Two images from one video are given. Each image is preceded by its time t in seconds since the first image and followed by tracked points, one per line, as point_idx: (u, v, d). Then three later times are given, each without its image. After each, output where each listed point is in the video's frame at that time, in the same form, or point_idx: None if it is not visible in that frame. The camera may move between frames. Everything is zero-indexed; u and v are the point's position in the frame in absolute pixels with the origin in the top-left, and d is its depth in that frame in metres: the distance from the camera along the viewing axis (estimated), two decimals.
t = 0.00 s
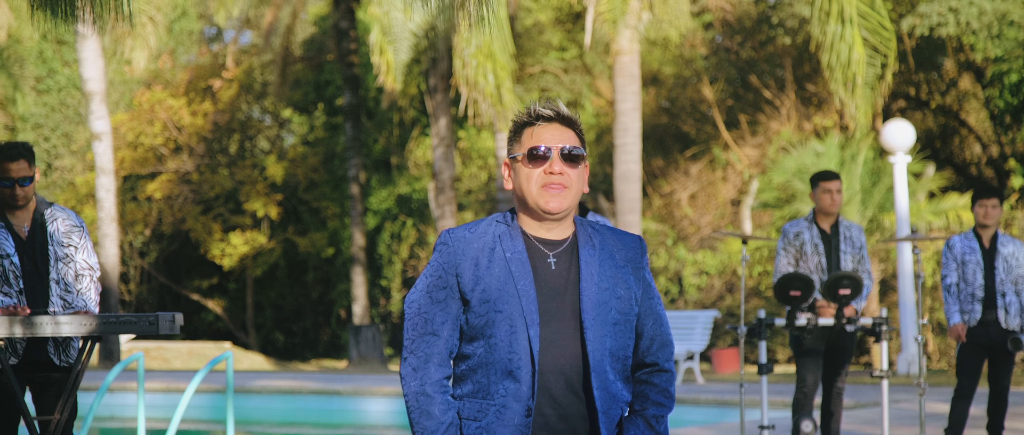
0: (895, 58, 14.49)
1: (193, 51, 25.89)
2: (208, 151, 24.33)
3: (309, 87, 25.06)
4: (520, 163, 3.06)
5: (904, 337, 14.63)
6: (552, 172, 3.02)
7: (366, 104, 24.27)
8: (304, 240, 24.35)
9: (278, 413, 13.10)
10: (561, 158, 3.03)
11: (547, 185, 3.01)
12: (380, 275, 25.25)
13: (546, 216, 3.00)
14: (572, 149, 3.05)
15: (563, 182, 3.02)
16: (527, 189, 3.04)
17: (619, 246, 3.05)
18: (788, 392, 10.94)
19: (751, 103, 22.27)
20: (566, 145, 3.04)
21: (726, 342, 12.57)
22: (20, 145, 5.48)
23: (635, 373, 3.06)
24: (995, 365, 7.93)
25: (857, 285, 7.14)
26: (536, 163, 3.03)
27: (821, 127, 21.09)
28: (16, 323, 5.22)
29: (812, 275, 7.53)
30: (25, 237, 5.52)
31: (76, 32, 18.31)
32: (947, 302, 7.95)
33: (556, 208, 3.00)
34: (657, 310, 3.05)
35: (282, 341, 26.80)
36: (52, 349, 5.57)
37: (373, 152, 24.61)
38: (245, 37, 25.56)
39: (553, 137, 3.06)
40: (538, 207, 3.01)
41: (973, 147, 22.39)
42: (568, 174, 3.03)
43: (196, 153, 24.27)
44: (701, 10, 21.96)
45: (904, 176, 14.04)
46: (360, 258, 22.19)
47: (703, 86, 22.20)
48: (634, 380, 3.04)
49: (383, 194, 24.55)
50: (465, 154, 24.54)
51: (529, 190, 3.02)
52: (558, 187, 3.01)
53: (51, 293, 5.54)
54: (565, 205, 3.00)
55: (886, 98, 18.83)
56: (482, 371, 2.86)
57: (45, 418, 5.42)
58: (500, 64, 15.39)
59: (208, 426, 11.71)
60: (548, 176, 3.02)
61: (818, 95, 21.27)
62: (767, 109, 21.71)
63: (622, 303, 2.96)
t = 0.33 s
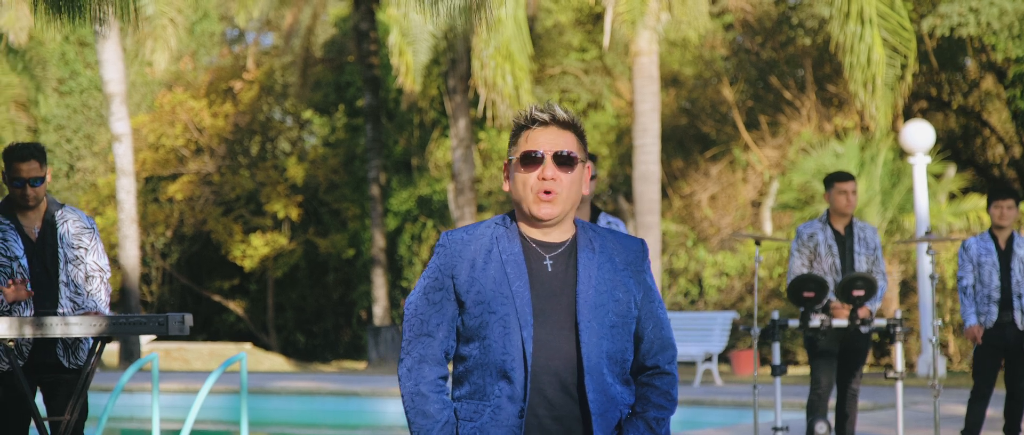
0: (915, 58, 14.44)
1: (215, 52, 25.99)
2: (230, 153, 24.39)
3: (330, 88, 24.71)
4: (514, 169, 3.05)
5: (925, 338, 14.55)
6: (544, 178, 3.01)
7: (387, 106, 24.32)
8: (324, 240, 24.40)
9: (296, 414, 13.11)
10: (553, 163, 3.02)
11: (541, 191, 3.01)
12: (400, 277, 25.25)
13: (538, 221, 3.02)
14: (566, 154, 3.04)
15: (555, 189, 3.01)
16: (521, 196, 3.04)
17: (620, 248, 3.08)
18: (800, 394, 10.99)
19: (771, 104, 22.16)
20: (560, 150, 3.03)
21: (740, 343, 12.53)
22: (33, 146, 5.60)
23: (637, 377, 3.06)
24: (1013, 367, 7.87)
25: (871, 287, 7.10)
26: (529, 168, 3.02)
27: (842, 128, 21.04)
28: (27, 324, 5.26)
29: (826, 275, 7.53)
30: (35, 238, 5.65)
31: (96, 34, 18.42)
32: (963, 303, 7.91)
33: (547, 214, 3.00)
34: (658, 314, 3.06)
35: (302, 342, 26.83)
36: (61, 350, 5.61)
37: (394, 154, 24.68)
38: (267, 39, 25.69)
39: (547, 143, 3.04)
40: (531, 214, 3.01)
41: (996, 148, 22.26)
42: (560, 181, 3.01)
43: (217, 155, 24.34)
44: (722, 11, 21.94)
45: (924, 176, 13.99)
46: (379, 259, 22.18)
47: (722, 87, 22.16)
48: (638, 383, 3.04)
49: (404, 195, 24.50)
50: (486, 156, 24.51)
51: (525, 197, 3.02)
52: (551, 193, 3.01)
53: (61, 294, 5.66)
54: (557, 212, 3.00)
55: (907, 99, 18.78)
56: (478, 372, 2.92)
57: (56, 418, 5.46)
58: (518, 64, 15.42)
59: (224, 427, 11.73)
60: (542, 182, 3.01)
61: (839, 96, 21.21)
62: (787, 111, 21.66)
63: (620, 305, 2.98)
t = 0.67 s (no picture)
0: (945, 60, 14.40)
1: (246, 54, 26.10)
2: (261, 154, 24.45)
3: (359, 91, 24.77)
4: (501, 171, 3.20)
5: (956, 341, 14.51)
6: (527, 175, 3.15)
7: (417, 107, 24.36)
8: (354, 242, 24.45)
9: (323, 414, 13.13)
10: (536, 159, 3.15)
11: (527, 191, 3.14)
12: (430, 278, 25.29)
13: (531, 219, 3.15)
14: (547, 149, 3.17)
15: (541, 185, 3.14)
16: (510, 197, 3.18)
17: (621, 242, 3.21)
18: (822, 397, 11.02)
19: (801, 106, 22.08)
20: (539, 146, 3.17)
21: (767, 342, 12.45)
22: (54, 146, 5.75)
23: (642, 371, 3.17)
24: None
25: (895, 287, 7.06)
26: (513, 169, 3.16)
27: (872, 129, 20.98)
28: (49, 323, 5.32)
29: (851, 276, 7.51)
30: (57, 239, 5.76)
31: (126, 36, 18.54)
32: (990, 305, 7.84)
33: (538, 211, 3.13)
34: (662, 306, 3.18)
35: (333, 343, 26.86)
36: (83, 350, 5.65)
37: (423, 155, 24.74)
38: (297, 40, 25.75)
39: (528, 141, 3.18)
40: (523, 214, 3.14)
41: None
42: (545, 176, 3.14)
43: (247, 157, 24.44)
44: (752, 12, 21.90)
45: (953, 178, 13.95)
46: (409, 261, 22.19)
47: (752, 89, 22.07)
48: (643, 377, 3.15)
49: (434, 197, 24.46)
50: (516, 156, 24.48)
51: (513, 197, 3.15)
52: (536, 192, 3.14)
53: (83, 294, 5.78)
54: (546, 208, 3.13)
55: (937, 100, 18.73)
56: (485, 371, 3.05)
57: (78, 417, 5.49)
58: (546, 66, 15.44)
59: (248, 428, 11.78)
60: (526, 181, 3.14)
61: (870, 97, 21.15)
62: (818, 112, 21.61)
63: (624, 299, 3.12)
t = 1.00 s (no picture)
0: (985, 59, 14.29)
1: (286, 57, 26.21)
2: (301, 156, 24.51)
3: (399, 92, 24.64)
4: (519, 171, 3.17)
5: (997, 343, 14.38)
6: (551, 177, 3.13)
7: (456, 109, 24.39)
8: (393, 243, 24.47)
9: (359, 414, 13.13)
10: (559, 161, 3.13)
11: (550, 190, 3.13)
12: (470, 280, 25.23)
13: (549, 215, 3.14)
14: (568, 149, 3.15)
15: (567, 183, 3.13)
16: (530, 196, 3.16)
17: (630, 238, 3.20)
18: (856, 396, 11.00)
19: (841, 106, 21.94)
20: (562, 147, 3.14)
21: (797, 341, 12.44)
22: (86, 144, 5.82)
23: (654, 365, 3.17)
24: None
25: (927, 287, 6.99)
26: (536, 169, 3.13)
27: (913, 130, 20.84)
28: (78, 321, 5.37)
29: (883, 276, 7.47)
30: (86, 238, 5.82)
31: (166, 38, 18.74)
32: None
33: (564, 206, 3.12)
34: (673, 300, 3.17)
35: (373, 345, 26.71)
36: (112, 348, 5.69)
37: (462, 157, 24.74)
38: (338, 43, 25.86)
39: (548, 141, 3.15)
40: (544, 210, 3.14)
41: None
42: (570, 177, 3.14)
43: (287, 158, 24.53)
44: (791, 13, 21.85)
45: (994, 178, 13.82)
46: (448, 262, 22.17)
47: (791, 89, 21.95)
48: (655, 371, 3.15)
49: (473, 198, 24.45)
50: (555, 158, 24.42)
51: (533, 196, 3.14)
52: (562, 188, 3.13)
53: (112, 292, 5.81)
54: (571, 205, 3.13)
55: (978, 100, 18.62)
56: (501, 371, 3.03)
57: (106, 416, 5.53)
58: (583, 67, 15.45)
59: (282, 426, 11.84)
60: (548, 181, 3.13)
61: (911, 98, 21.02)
62: (858, 112, 21.48)
63: (637, 294, 3.11)
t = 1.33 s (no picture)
0: None
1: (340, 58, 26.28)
2: (354, 156, 24.59)
3: (452, 92, 24.49)
4: (557, 168, 3.18)
5: None
6: (592, 177, 3.14)
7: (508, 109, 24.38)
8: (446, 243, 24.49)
9: (410, 416, 13.08)
10: (598, 159, 3.14)
11: (589, 190, 3.14)
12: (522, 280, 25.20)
13: (587, 218, 3.15)
14: (607, 148, 3.16)
15: (604, 183, 3.15)
16: (567, 193, 3.17)
17: (660, 237, 3.24)
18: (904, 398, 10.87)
19: (897, 105, 21.76)
20: (599, 146, 3.15)
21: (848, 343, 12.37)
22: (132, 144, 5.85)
23: (683, 365, 3.22)
24: None
25: (976, 287, 6.86)
26: (575, 167, 3.15)
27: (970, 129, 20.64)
28: (120, 320, 5.39)
29: (932, 276, 7.43)
30: (131, 237, 5.85)
31: (219, 40, 18.88)
32: None
33: (600, 210, 3.13)
34: (703, 301, 3.21)
35: (426, 345, 26.75)
36: (155, 347, 5.71)
37: (515, 157, 24.76)
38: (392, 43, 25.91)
39: (586, 139, 3.16)
40: (583, 213, 3.14)
41: None
42: (608, 175, 3.15)
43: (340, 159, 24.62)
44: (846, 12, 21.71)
45: None
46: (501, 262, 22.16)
47: (846, 88, 21.78)
48: (684, 372, 3.20)
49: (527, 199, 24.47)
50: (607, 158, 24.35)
51: (573, 197, 3.15)
52: (600, 190, 3.14)
53: (156, 292, 5.83)
54: (607, 209, 3.14)
55: None
56: (528, 370, 3.08)
57: (150, 414, 5.55)
58: (635, 66, 15.39)
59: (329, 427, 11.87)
60: (588, 181, 3.14)
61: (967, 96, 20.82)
62: (913, 111, 21.30)
63: (665, 295, 3.14)
